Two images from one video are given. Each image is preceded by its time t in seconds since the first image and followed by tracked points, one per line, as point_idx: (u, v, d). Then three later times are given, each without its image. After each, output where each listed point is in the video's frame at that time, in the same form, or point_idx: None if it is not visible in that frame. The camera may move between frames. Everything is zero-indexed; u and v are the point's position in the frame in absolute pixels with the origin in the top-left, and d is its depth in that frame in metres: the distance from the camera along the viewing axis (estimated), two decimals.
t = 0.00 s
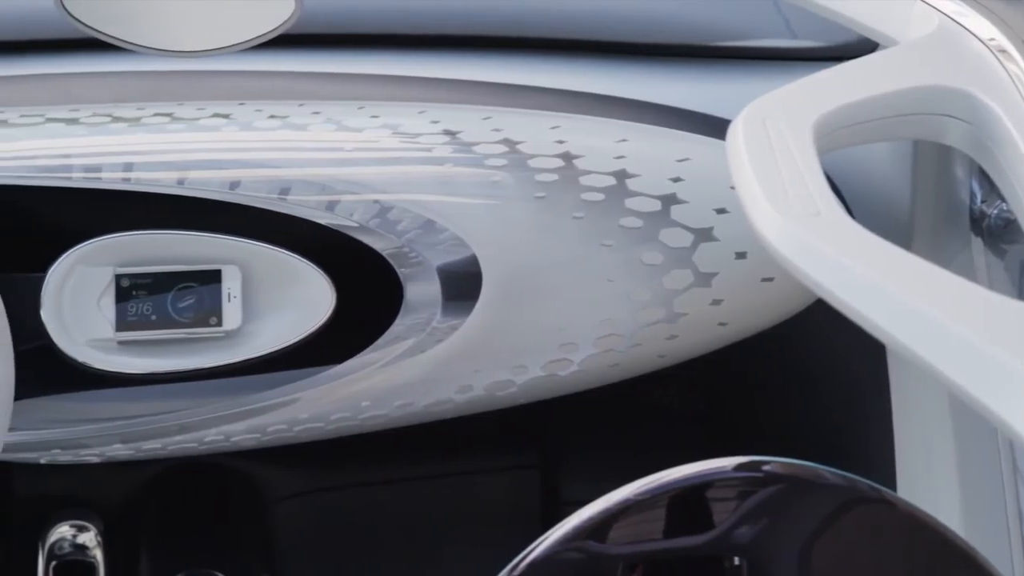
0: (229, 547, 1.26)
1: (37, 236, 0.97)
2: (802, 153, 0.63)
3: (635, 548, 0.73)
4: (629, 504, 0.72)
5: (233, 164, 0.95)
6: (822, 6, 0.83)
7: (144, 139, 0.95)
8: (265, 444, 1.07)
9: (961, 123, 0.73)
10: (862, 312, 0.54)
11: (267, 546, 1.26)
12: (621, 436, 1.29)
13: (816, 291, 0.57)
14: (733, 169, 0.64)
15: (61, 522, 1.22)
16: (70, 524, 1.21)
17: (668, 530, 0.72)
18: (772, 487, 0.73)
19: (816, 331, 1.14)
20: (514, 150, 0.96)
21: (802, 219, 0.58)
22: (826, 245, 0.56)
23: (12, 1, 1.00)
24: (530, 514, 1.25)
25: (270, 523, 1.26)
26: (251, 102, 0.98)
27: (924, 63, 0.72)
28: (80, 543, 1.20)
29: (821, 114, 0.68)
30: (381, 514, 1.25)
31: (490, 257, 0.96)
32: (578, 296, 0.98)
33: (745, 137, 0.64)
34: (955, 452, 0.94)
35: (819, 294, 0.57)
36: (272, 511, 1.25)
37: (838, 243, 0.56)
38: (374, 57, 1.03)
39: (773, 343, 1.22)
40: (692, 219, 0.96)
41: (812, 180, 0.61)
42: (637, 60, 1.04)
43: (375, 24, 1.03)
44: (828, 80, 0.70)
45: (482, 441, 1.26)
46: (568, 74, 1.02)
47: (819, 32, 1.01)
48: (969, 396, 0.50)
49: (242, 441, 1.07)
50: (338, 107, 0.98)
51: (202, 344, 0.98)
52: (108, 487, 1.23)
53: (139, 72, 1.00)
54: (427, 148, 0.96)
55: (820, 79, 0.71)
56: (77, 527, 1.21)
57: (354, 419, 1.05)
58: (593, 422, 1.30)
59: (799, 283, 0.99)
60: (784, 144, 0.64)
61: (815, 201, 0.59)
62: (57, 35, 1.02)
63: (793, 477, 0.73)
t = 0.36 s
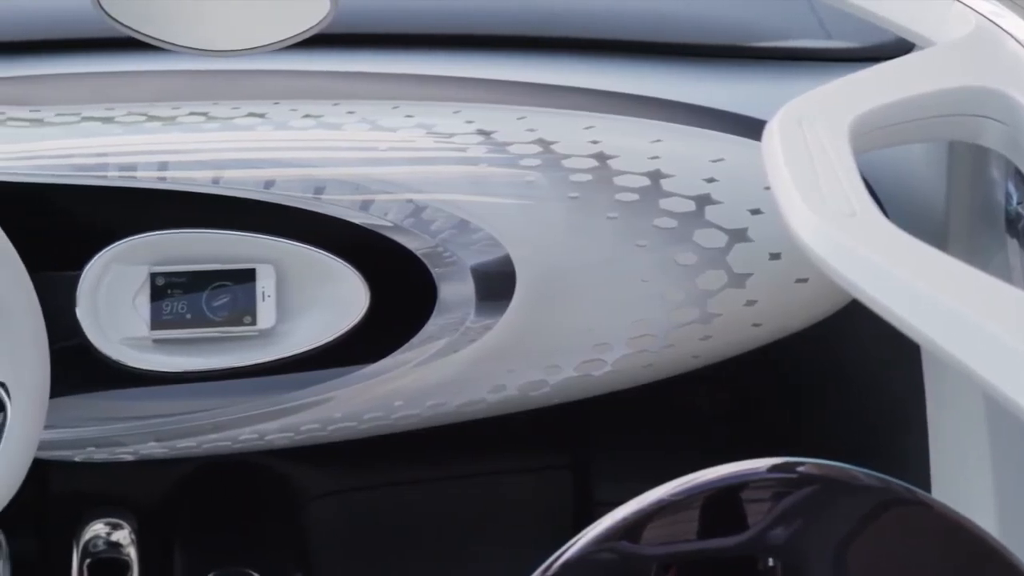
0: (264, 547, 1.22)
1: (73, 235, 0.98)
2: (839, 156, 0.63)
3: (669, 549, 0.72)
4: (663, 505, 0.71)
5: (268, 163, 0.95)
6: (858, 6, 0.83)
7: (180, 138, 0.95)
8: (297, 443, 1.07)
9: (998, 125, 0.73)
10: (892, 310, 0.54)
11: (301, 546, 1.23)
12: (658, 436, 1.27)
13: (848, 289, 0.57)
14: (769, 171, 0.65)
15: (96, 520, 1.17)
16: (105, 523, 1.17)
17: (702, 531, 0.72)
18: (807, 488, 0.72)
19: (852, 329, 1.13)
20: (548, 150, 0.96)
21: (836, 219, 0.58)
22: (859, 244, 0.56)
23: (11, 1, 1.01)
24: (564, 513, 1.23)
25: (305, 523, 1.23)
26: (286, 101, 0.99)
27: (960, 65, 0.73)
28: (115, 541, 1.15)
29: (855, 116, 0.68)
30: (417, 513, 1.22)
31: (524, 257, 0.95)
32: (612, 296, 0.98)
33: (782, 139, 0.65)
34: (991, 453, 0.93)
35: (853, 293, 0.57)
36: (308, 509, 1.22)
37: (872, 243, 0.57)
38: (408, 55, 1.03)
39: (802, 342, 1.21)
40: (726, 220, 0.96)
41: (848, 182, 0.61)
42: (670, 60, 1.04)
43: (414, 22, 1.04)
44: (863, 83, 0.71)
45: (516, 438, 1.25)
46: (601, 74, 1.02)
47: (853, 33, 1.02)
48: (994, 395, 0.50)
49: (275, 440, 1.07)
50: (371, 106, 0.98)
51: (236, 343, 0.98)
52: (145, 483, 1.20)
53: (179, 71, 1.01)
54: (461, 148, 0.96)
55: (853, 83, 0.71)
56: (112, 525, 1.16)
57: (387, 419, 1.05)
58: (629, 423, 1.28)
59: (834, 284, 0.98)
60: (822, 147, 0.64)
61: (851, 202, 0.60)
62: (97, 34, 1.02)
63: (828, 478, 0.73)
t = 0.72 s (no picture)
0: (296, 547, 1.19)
1: (111, 233, 0.98)
2: (879, 159, 0.64)
3: (706, 550, 0.75)
4: (702, 506, 0.74)
5: (306, 163, 0.95)
6: (897, 6, 0.82)
7: (219, 137, 0.96)
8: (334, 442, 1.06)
9: None
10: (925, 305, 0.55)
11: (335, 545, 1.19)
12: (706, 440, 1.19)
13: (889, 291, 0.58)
14: (808, 173, 0.66)
15: (132, 517, 1.15)
16: (141, 520, 1.14)
17: (739, 533, 0.75)
18: (843, 491, 0.76)
19: (900, 328, 1.10)
20: (585, 151, 0.96)
21: (876, 221, 0.59)
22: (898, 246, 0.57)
23: (11, 0, 0.98)
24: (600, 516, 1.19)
25: (339, 523, 1.20)
26: (323, 101, 0.99)
27: (999, 64, 0.73)
28: (152, 539, 1.13)
29: (892, 116, 0.69)
30: (454, 513, 1.19)
31: (561, 256, 0.95)
32: (648, 296, 0.98)
33: (821, 141, 0.66)
34: None
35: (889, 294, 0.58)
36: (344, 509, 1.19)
37: (913, 245, 0.58)
38: (445, 54, 1.03)
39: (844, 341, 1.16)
40: (764, 221, 0.96)
41: (888, 184, 0.62)
42: (707, 61, 1.03)
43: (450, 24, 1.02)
44: (899, 83, 0.72)
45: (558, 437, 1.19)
46: (639, 75, 1.02)
47: (890, 33, 1.01)
48: (1021, 384, 0.50)
49: (310, 439, 1.07)
50: (407, 106, 0.99)
51: (272, 341, 0.98)
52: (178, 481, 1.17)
53: (220, 71, 1.00)
54: (498, 148, 0.96)
55: (881, 86, 0.72)
56: (148, 523, 1.14)
57: (423, 418, 1.04)
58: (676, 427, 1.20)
59: (873, 285, 0.98)
60: (861, 149, 0.65)
61: (891, 204, 0.61)
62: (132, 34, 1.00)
63: (864, 481, 0.76)
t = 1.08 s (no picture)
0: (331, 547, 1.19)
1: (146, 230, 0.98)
2: (915, 160, 0.64)
3: (743, 553, 0.84)
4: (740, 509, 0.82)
5: (342, 162, 0.95)
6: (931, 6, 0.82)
7: (255, 136, 0.96)
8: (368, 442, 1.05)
9: None
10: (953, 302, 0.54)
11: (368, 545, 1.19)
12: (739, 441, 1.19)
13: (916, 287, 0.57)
14: (844, 173, 0.66)
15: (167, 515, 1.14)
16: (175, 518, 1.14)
17: (773, 534, 0.83)
18: (876, 494, 0.83)
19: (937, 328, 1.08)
20: (619, 151, 0.96)
21: (908, 218, 0.59)
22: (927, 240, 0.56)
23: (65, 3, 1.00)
24: (634, 515, 1.18)
25: (371, 523, 1.19)
26: (358, 100, 0.99)
27: None
28: (186, 538, 1.12)
29: (930, 118, 0.69)
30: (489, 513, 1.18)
31: (596, 256, 0.95)
32: (683, 297, 0.97)
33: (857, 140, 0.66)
34: None
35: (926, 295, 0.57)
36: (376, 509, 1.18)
37: (943, 241, 0.57)
38: (478, 54, 1.03)
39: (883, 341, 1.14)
40: (798, 222, 0.96)
41: (923, 184, 0.62)
42: (741, 61, 1.04)
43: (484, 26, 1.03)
44: (938, 87, 0.72)
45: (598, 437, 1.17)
46: (672, 73, 1.03)
47: (926, 35, 1.01)
48: None
49: (344, 439, 1.05)
50: (443, 105, 0.99)
51: (306, 341, 0.98)
52: (215, 479, 1.16)
53: (255, 70, 1.01)
54: (534, 148, 0.96)
55: (919, 89, 0.72)
56: (182, 521, 1.13)
57: (457, 418, 1.04)
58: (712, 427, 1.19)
59: (909, 287, 0.98)
60: (897, 150, 0.65)
61: (926, 204, 0.60)
62: (164, 33, 1.02)
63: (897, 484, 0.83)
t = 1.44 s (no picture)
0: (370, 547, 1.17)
1: (183, 229, 0.99)
2: (952, 160, 0.64)
3: (779, 552, 0.87)
4: (776, 509, 0.86)
5: (376, 161, 0.95)
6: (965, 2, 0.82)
7: (290, 135, 0.96)
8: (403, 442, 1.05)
9: None
10: (984, 300, 0.54)
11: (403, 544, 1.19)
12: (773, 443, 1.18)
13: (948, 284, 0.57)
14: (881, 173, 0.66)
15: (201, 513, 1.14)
16: (210, 517, 1.14)
17: (808, 536, 0.87)
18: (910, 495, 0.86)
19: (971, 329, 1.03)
20: (654, 151, 0.96)
21: (942, 216, 0.59)
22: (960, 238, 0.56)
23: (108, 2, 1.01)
24: (667, 516, 1.18)
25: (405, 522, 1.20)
26: (393, 100, 1.00)
27: None
28: (220, 536, 1.12)
29: (968, 119, 0.69)
30: (523, 513, 1.19)
31: (630, 256, 0.95)
32: (717, 297, 0.97)
33: (894, 139, 0.67)
34: None
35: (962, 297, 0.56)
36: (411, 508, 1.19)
37: (976, 239, 0.57)
38: (511, 55, 1.04)
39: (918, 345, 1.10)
40: (834, 223, 0.95)
41: (959, 183, 0.62)
42: (774, 61, 1.04)
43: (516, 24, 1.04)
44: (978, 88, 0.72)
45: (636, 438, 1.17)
46: (706, 73, 1.03)
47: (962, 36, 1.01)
48: None
49: (379, 438, 1.05)
50: (478, 106, 0.99)
51: (340, 340, 0.98)
52: (251, 478, 1.17)
53: (292, 70, 1.03)
54: (568, 148, 0.96)
55: (950, 93, 0.72)
56: (217, 519, 1.13)
57: (490, 418, 1.03)
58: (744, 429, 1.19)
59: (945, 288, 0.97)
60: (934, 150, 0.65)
61: (962, 203, 0.60)
62: (201, 33, 1.03)
63: (933, 486, 0.86)
